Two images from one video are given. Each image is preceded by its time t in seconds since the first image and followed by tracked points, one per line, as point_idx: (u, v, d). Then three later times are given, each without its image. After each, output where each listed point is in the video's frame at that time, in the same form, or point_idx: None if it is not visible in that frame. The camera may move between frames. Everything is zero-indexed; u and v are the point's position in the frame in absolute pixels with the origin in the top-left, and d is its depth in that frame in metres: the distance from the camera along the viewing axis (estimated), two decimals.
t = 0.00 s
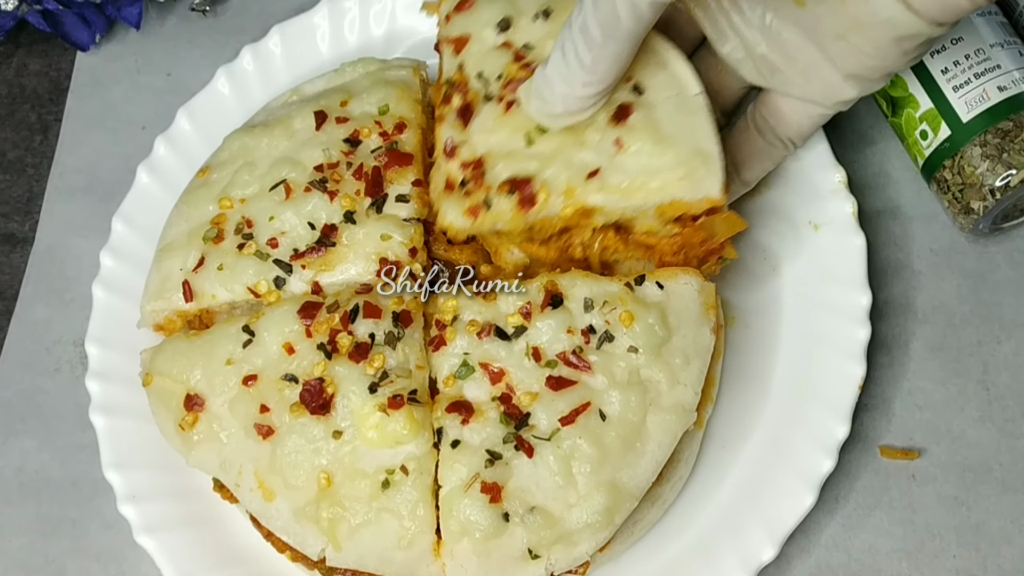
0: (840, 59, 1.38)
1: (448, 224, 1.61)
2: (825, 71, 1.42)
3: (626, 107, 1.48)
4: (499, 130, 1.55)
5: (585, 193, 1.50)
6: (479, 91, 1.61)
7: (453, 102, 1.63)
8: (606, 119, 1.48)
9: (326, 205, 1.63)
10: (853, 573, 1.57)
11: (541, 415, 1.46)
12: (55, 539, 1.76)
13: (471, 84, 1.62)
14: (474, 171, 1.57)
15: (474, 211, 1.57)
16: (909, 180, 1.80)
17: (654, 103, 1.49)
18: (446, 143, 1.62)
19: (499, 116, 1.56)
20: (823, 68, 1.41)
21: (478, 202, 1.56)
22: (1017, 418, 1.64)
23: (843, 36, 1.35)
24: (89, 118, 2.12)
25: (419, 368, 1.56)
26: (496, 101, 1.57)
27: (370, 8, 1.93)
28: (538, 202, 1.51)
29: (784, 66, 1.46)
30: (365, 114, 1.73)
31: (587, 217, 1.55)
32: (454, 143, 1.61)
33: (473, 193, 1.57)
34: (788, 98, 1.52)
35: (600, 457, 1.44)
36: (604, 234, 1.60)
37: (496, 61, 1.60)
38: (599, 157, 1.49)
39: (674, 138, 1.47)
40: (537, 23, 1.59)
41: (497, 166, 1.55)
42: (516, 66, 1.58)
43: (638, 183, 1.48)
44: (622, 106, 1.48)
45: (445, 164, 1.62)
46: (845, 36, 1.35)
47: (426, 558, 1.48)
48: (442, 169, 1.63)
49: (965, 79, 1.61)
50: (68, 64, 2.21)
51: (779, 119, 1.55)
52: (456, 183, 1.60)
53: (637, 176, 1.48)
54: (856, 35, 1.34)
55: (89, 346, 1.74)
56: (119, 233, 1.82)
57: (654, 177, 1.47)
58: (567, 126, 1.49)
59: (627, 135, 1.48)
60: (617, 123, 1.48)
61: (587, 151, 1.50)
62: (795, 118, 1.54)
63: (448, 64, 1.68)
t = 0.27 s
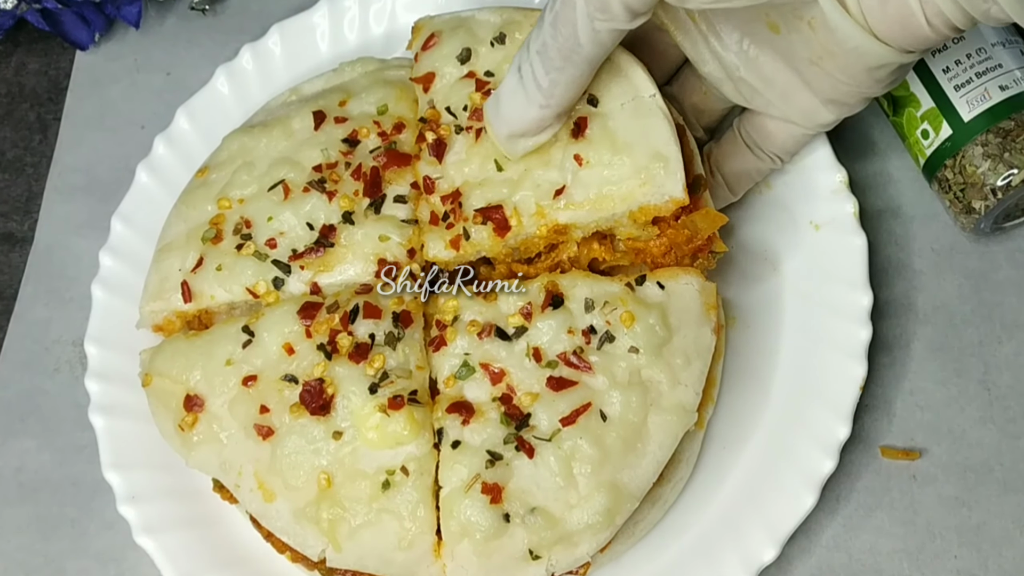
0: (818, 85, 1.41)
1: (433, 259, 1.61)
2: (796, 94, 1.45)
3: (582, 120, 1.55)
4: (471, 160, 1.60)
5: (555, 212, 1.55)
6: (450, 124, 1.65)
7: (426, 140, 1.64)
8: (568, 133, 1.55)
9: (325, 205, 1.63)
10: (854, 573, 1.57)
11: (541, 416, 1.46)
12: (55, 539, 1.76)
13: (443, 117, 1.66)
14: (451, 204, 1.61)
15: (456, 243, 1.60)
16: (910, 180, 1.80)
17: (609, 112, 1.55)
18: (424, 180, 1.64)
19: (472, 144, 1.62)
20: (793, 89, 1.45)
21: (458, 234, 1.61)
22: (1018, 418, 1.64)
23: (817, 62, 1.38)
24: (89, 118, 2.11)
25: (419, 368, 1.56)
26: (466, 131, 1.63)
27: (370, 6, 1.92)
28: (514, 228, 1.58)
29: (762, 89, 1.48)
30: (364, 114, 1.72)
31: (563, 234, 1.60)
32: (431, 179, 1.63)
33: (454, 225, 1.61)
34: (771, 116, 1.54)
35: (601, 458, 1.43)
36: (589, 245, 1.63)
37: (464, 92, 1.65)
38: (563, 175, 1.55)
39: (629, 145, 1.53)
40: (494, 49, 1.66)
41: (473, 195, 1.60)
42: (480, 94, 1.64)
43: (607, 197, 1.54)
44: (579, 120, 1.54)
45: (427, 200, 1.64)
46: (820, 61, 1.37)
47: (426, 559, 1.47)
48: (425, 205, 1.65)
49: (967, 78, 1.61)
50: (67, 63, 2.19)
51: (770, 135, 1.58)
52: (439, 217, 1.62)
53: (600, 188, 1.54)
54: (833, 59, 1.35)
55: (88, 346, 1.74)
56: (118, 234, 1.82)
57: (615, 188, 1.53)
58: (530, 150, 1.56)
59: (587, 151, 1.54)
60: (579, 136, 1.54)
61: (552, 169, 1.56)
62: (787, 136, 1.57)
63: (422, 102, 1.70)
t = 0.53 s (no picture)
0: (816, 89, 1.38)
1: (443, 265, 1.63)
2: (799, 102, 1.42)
3: (590, 130, 1.54)
4: (481, 169, 1.61)
5: (562, 221, 1.56)
6: (461, 132, 1.66)
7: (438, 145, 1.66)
8: (575, 144, 1.54)
9: (326, 204, 1.62)
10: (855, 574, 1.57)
11: (542, 416, 1.45)
12: (54, 540, 1.76)
13: (453, 126, 1.67)
14: (461, 212, 1.63)
15: (463, 252, 1.62)
16: (911, 180, 1.79)
17: (618, 122, 1.54)
18: (433, 188, 1.65)
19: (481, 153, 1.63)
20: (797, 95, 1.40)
21: (465, 243, 1.63)
22: (1019, 418, 1.63)
23: (809, 70, 1.35)
24: (88, 117, 2.11)
25: (419, 368, 1.55)
26: (476, 139, 1.64)
27: (369, 5, 1.92)
28: (521, 238, 1.59)
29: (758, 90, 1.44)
30: (365, 114, 1.72)
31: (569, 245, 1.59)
32: (440, 186, 1.65)
33: (462, 232, 1.63)
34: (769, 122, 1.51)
35: (601, 459, 1.43)
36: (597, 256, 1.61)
37: (473, 100, 1.66)
38: (570, 185, 1.55)
39: (636, 155, 1.53)
40: (507, 58, 1.67)
41: (480, 204, 1.61)
42: (490, 102, 1.64)
43: (615, 209, 1.54)
44: (587, 131, 1.54)
45: (435, 208, 1.65)
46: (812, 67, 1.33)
47: (426, 560, 1.47)
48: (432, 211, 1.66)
49: (968, 78, 1.60)
50: (66, 62, 2.18)
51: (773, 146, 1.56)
52: (446, 225, 1.64)
53: (608, 200, 1.54)
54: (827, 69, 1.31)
55: (87, 346, 1.73)
56: (117, 232, 1.81)
57: (623, 200, 1.53)
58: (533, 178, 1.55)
59: (595, 162, 1.54)
60: (586, 146, 1.54)
61: (559, 179, 1.55)
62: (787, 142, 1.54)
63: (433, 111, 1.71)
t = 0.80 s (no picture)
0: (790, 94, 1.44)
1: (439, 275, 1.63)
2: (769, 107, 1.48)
3: (576, 149, 1.56)
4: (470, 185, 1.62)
5: (554, 241, 1.57)
6: (450, 145, 1.68)
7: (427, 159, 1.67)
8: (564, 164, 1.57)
9: (322, 204, 1.62)
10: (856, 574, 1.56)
11: (541, 415, 1.45)
12: (54, 540, 1.75)
13: (442, 138, 1.69)
14: (453, 230, 1.64)
15: (457, 267, 1.62)
16: (911, 179, 1.79)
17: (603, 139, 1.56)
18: (426, 202, 1.67)
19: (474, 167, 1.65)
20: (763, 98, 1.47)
21: (459, 258, 1.63)
22: (1021, 418, 1.63)
23: (779, 76, 1.42)
24: (87, 117, 2.10)
25: (417, 368, 1.55)
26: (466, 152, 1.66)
27: (366, 5, 1.91)
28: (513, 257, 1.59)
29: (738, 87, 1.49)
30: (361, 114, 1.71)
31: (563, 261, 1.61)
32: (434, 202, 1.66)
33: (457, 248, 1.63)
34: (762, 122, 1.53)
35: (601, 458, 1.43)
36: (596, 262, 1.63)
37: (461, 112, 1.68)
38: (560, 205, 1.57)
39: (624, 176, 1.54)
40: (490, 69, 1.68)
41: (473, 220, 1.62)
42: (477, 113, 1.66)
43: (605, 228, 1.56)
44: (573, 150, 1.56)
45: (428, 223, 1.67)
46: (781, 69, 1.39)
47: (426, 560, 1.47)
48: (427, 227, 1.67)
49: (969, 76, 1.59)
50: (65, 61, 2.18)
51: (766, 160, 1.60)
52: (440, 240, 1.65)
53: (597, 219, 1.56)
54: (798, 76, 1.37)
55: (84, 348, 1.72)
56: (113, 235, 1.80)
57: (612, 217, 1.55)
58: (507, 187, 1.59)
59: (582, 182, 1.56)
60: (573, 165, 1.56)
61: (549, 199, 1.58)
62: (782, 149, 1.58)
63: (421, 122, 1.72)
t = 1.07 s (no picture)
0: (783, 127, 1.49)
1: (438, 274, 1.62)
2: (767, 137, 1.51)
3: (582, 146, 1.56)
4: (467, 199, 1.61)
5: (557, 237, 1.57)
6: (450, 143, 1.68)
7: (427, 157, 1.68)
8: (569, 159, 1.56)
9: (316, 206, 1.61)
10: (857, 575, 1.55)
11: (539, 416, 1.45)
12: (53, 541, 1.74)
13: (442, 137, 1.69)
14: (452, 227, 1.63)
15: (455, 264, 1.62)
16: (914, 177, 1.78)
17: (610, 137, 1.56)
18: (424, 200, 1.66)
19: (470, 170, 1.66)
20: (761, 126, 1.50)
21: (457, 255, 1.62)
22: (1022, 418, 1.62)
23: (775, 104, 1.46)
24: (86, 116, 2.07)
25: (414, 370, 1.54)
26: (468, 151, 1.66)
27: (358, 7, 1.91)
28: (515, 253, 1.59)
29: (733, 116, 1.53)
30: (355, 115, 1.71)
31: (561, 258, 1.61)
32: (432, 200, 1.66)
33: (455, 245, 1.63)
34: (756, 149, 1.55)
35: (599, 458, 1.42)
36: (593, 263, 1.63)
37: (463, 111, 1.68)
38: (564, 201, 1.57)
39: (630, 173, 1.55)
40: (495, 69, 1.67)
41: (474, 217, 1.62)
42: (480, 115, 1.67)
43: (608, 224, 1.56)
44: (579, 146, 1.56)
45: (425, 220, 1.66)
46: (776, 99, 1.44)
47: (424, 562, 1.46)
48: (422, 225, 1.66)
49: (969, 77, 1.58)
50: (64, 61, 2.14)
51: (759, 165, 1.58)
52: (437, 238, 1.64)
53: (602, 215, 1.56)
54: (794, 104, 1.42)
55: (79, 353, 1.72)
56: (107, 239, 1.80)
57: (616, 213, 1.55)
58: (507, 209, 1.58)
59: (587, 179, 1.56)
60: (579, 161, 1.56)
61: (553, 195, 1.57)
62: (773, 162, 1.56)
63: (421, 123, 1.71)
